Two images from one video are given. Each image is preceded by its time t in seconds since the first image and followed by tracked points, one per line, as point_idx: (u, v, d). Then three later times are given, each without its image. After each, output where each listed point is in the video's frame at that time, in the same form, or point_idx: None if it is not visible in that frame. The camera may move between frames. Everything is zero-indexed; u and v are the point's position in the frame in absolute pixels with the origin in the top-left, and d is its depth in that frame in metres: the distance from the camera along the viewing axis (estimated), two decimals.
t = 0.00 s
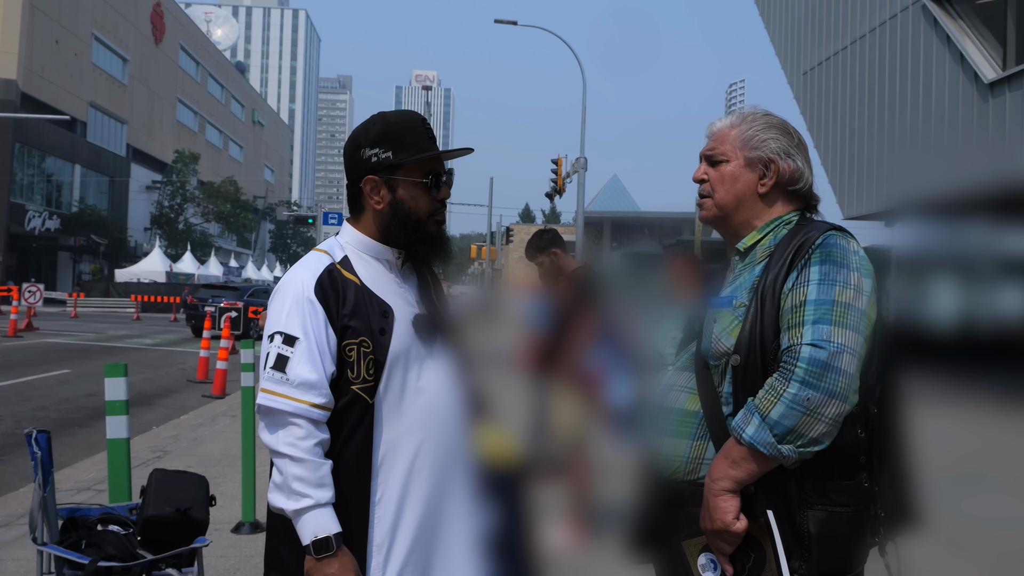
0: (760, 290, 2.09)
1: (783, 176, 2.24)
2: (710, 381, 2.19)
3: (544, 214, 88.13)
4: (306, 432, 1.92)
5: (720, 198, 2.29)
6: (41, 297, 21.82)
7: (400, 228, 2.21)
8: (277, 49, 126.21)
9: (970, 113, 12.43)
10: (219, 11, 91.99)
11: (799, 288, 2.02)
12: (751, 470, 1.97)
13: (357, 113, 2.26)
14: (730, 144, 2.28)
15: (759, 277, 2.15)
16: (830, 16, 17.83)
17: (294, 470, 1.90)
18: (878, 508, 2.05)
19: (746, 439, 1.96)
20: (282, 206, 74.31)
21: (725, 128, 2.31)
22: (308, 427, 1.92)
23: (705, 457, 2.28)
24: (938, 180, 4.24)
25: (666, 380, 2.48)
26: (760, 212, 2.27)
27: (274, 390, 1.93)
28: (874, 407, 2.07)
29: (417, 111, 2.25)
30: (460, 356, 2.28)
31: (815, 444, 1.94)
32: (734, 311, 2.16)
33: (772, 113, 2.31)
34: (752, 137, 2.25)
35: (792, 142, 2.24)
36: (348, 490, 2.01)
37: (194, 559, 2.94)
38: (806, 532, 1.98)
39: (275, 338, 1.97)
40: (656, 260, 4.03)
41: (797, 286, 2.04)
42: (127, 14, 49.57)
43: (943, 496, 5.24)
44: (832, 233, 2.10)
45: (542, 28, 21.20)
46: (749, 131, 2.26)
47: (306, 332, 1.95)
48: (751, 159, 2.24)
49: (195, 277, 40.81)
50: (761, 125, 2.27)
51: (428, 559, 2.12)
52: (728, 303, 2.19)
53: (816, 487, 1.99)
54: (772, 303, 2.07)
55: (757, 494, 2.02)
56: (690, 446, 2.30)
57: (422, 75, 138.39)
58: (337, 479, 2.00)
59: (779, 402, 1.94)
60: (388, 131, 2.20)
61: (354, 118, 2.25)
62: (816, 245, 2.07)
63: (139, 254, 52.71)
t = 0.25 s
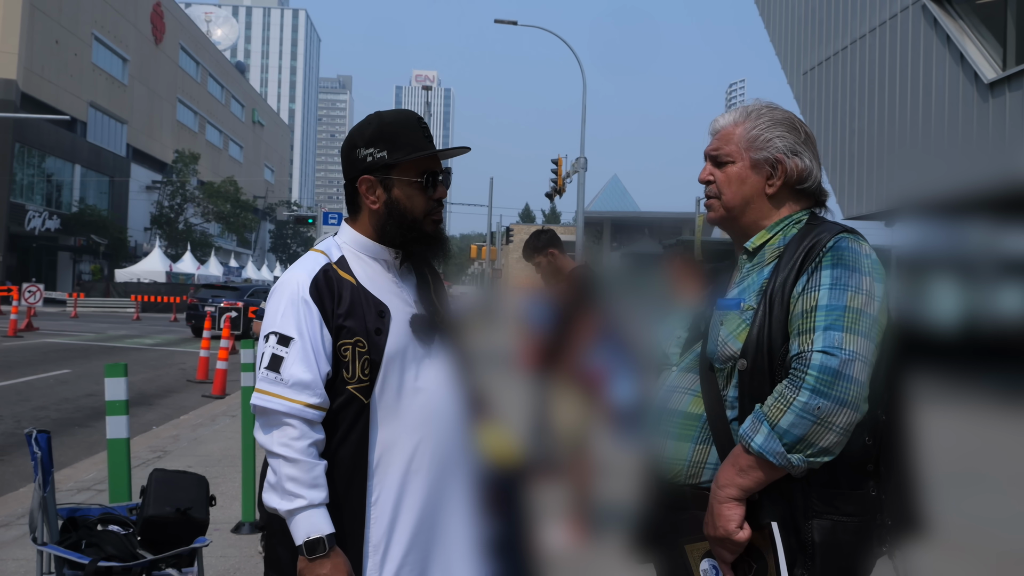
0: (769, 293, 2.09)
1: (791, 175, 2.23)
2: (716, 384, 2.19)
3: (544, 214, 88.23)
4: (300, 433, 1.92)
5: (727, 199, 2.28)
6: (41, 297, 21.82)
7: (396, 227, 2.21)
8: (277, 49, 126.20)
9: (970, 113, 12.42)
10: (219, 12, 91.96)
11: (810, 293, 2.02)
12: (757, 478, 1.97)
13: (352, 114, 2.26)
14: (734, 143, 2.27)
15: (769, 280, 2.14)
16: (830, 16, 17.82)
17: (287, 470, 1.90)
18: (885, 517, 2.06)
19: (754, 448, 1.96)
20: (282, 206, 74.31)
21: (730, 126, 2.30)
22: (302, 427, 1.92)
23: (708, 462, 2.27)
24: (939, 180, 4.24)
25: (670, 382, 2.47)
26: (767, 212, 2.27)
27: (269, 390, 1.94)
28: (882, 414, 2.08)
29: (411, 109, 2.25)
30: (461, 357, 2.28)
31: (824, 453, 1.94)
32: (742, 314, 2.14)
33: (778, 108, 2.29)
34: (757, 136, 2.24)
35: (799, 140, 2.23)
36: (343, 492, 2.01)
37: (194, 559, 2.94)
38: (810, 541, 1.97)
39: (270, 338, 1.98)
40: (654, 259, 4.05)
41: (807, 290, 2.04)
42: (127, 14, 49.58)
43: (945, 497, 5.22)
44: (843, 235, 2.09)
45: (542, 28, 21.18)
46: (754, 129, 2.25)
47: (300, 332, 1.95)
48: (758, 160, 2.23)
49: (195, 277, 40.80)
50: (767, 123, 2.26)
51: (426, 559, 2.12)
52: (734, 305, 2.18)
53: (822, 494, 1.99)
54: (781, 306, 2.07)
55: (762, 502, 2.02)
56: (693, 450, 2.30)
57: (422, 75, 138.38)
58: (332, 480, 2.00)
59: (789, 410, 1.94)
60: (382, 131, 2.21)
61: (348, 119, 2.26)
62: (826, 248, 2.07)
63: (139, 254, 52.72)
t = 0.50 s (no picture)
0: (771, 294, 2.09)
1: (795, 174, 2.22)
2: (717, 387, 2.19)
3: (544, 213, 88.37)
4: (293, 432, 1.92)
5: (731, 201, 2.29)
6: (41, 297, 21.80)
7: (391, 227, 2.21)
8: (277, 49, 126.17)
9: (970, 113, 12.42)
10: (219, 12, 91.95)
11: (812, 296, 2.02)
12: (756, 484, 1.97)
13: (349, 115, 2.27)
14: (736, 144, 2.26)
15: (772, 281, 2.15)
16: (830, 16, 17.82)
17: (280, 470, 1.90)
18: (890, 523, 2.05)
19: (754, 453, 1.96)
20: (282, 206, 74.31)
21: (731, 126, 2.30)
22: (296, 427, 1.92)
23: (708, 465, 2.27)
24: (939, 180, 4.22)
25: (672, 382, 2.46)
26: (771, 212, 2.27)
27: (262, 390, 1.94)
28: (887, 418, 2.08)
29: (406, 108, 2.25)
30: (458, 355, 2.29)
31: (826, 459, 1.94)
32: (744, 316, 2.14)
33: (780, 104, 2.28)
34: (759, 136, 2.23)
35: (801, 137, 2.21)
36: (338, 492, 2.01)
37: (194, 559, 2.94)
38: (811, 547, 1.97)
39: (265, 338, 1.98)
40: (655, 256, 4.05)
41: (809, 293, 2.04)
42: (127, 14, 49.57)
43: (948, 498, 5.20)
44: (848, 236, 2.09)
45: (543, 29, 21.12)
46: (755, 129, 2.24)
47: (295, 332, 1.95)
48: (760, 160, 2.23)
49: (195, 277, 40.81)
50: (770, 122, 2.24)
51: (425, 559, 2.12)
52: (737, 308, 2.17)
53: (825, 501, 1.99)
54: (784, 309, 2.07)
55: (763, 506, 2.02)
56: (693, 453, 2.29)
57: (421, 75, 138.40)
58: (327, 480, 2.00)
59: (790, 416, 1.94)
60: (377, 130, 2.21)
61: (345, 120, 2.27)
62: (831, 249, 2.06)
63: (139, 255, 52.71)
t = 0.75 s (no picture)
0: (773, 296, 2.09)
1: (795, 176, 2.22)
2: (718, 388, 2.19)
3: (544, 213, 88.45)
4: (290, 433, 1.92)
5: (732, 207, 2.29)
6: (41, 297, 21.79)
7: (388, 227, 2.21)
8: (277, 50, 126.16)
9: (970, 113, 12.41)
10: (219, 12, 91.96)
11: (815, 299, 2.02)
12: (756, 488, 1.97)
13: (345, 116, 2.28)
14: (734, 150, 2.26)
15: (774, 283, 2.15)
16: (830, 16, 17.82)
17: (277, 470, 1.90)
18: (892, 529, 2.05)
19: (753, 458, 1.96)
20: (282, 206, 74.32)
21: (728, 131, 2.30)
22: (293, 428, 1.93)
23: (707, 467, 2.27)
24: (938, 180, 4.22)
25: (672, 383, 2.45)
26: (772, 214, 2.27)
27: (260, 390, 1.94)
28: (889, 423, 2.08)
29: (402, 109, 2.26)
30: (455, 356, 2.29)
31: (825, 464, 1.94)
32: (745, 319, 2.14)
33: (777, 105, 2.27)
34: (755, 140, 2.23)
35: (799, 138, 2.21)
36: (335, 493, 2.01)
37: (195, 559, 2.94)
38: (809, 553, 1.97)
39: (262, 337, 1.98)
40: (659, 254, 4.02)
41: (811, 296, 2.04)
42: (127, 14, 49.54)
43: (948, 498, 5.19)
44: (852, 239, 2.08)
45: (542, 29, 21.10)
46: (752, 132, 2.24)
47: (292, 332, 1.95)
48: (758, 164, 2.22)
49: (195, 277, 40.82)
50: (765, 125, 2.24)
51: (422, 560, 2.12)
52: (738, 310, 2.17)
53: (825, 506, 1.99)
54: (785, 311, 2.07)
55: (761, 511, 2.03)
56: (692, 455, 2.29)
57: (421, 75, 138.40)
58: (324, 481, 2.01)
59: (790, 421, 1.94)
60: (372, 130, 2.22)
61: (342, 121, 2.28)
62: (834, 252, 2.06)
63: (139, 255, 52.69)
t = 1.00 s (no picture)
0: (771, 296, 2.09)
1: (790, 174, 2.21)
2: (716, 388, 2.19)
3: (544, 212, 88.44)
4: (287, 432, 1.92)
5: (731, 208, 2.29)
6: (41, 297, 21.78)
7: (385, 226, 2.20)
8: (277, 50, 126.16)
9: (970, 113, 12.41)
10: (220, 12, 91.96)
11: (812, 297, 2.02)
12: (752, 486, 1.98)
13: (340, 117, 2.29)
14: (729, 150, 2.27)
15: (772, 283, 2.14)
16: (830, 16, 17.82)
17: (274, 470, 1.90)
18: (892, 531, 2.04)
19: (749, 455, 1.96)
20: (282, 206, 74.29)
21: (724, 133, 2.30)
22: (289, 427, 1.93)
23: (704, 467, 2.27)
24: (938, 180, 4.23)
25: (671, 382, 2.45)
26: (770, 213, 2.26)
27: (256, 389, 1.94)
28: (890, 423, 2.06)
29: (398, 108, 2.26)
30: (453, 355, 2.29)
31: (821, 463, 1.93)
32: (743, 318, 2.14)
33: (771, 104, 2.26)
34: (750, 140, 2.23)
35: (793, 136, 2.20)
36: (332, 492, 2.01)
37: (195, 559, 2.94)
38: (805, 554, 1.98)
39: (259, 337, 1.98)
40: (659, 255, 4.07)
41: (808, 295, 2.04)
42: (127, 14, 49.55)
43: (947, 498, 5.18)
44: (850, 237, 2.08)
45: (542, 29, 21.13)
46: (746, 132, 2.24)
47: (288, 332, 1.95)
48: (753, 164, 2.22)
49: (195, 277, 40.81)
50: (760, 124, 2.24)
51: (420, 560, 2.12)
52: (737, 310, 2.17)
53: (823, 508, 1.98)
54: (783, 310, 2.06)
55: (757, 511, 2.03)
56: (689, 454, 2.30)
57: (421, 75, 138.38)
58: (321, 480, 2.01)
59: (785, 418, 1.94)
60: (367, 130, 2.22)
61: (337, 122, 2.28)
62: (833, 250, 2.06)
63: (139, 254, 52.68)
